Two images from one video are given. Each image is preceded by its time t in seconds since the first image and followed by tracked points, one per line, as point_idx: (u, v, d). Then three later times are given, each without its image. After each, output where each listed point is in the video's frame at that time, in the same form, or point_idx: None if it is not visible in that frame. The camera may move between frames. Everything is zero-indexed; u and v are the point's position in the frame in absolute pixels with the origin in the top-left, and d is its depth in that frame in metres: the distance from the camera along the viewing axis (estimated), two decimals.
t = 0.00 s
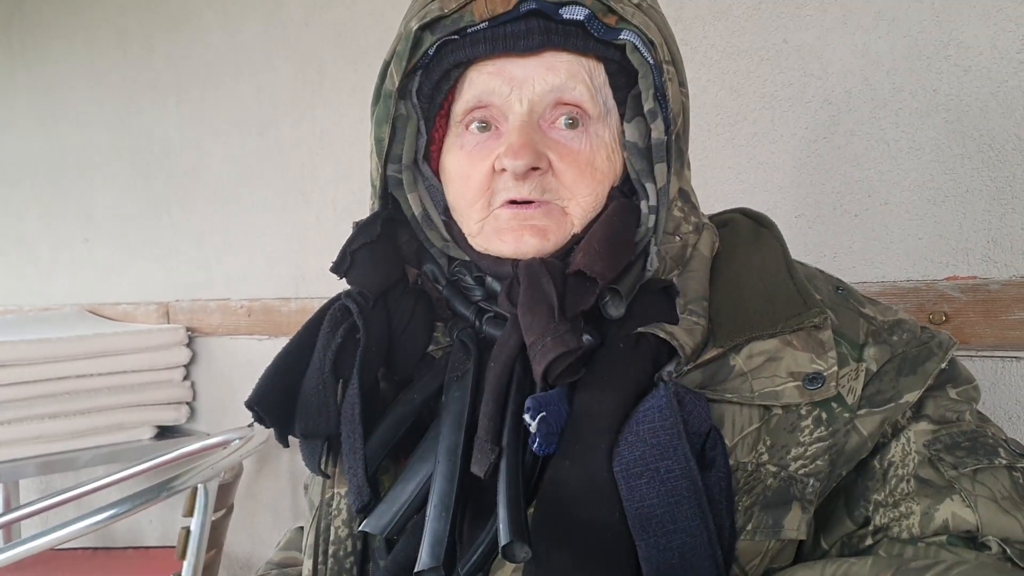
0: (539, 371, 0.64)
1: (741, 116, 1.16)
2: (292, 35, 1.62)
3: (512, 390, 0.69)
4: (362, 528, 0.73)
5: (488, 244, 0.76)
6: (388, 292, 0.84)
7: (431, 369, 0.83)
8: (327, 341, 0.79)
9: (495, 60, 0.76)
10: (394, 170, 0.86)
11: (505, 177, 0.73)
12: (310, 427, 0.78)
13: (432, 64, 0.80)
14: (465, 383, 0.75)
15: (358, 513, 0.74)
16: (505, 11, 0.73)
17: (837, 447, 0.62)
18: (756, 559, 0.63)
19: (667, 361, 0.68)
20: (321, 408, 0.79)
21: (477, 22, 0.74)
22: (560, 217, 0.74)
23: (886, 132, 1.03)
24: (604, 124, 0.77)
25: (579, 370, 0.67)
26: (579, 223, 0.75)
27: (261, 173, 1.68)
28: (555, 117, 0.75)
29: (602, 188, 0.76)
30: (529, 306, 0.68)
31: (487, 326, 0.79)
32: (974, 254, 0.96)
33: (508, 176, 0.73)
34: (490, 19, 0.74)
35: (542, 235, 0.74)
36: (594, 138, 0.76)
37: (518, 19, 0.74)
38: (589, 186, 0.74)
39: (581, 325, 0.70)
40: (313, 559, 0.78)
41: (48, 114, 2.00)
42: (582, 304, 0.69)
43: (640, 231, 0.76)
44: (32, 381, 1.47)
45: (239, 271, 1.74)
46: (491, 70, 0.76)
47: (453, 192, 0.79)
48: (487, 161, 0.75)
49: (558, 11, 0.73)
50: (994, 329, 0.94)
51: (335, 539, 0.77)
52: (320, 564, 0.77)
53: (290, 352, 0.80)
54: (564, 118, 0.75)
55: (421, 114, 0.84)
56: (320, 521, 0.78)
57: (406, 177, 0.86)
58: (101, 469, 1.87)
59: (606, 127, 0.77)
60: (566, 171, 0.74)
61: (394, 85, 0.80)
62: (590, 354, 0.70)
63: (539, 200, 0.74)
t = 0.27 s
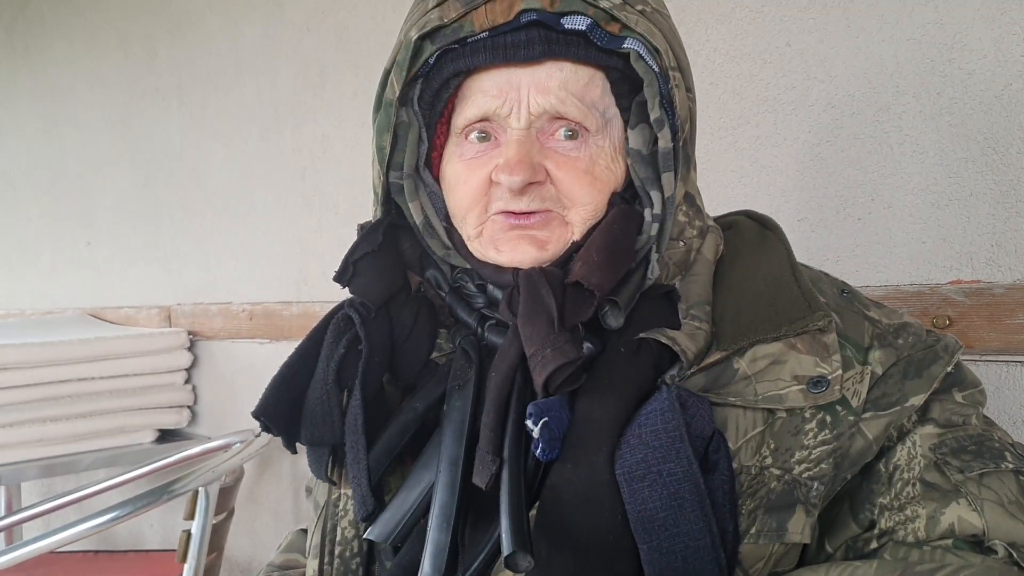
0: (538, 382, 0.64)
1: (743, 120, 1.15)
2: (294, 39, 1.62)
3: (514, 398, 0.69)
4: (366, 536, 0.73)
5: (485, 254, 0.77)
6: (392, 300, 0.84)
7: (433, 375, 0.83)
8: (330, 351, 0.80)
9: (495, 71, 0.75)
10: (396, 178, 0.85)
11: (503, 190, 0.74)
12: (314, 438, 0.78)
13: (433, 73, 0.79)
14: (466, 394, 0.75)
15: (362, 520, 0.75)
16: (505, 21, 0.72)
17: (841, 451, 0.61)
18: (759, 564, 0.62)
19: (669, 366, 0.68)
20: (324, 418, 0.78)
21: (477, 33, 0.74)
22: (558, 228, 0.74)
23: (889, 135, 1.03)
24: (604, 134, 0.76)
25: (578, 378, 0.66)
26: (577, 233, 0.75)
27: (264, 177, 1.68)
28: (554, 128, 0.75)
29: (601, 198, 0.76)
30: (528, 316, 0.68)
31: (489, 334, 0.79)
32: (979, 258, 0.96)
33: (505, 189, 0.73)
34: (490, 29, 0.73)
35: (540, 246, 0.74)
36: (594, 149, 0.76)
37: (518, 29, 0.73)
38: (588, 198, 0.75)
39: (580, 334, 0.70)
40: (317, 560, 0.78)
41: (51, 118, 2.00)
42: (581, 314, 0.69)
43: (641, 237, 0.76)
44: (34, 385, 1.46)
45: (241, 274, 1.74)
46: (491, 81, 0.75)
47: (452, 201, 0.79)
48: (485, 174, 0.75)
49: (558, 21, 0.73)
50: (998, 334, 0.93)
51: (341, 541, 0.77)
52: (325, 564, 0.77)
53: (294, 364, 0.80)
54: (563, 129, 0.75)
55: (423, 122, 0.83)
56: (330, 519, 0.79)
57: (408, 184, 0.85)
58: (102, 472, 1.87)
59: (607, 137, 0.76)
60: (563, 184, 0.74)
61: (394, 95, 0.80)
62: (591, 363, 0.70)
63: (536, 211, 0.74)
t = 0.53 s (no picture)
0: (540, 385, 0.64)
1: (747, 121, 1.15)
2: (297, 40, 1.62)
3: (516, 400, 0.69)
4: (365, 537, 0.72)
5: (488, 255, 0.76)
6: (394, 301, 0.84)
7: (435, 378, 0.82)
8: (334, 349, 0.79)
9: (501, 69, 0.75)
10: (401, 178, 0.85)
11: (506, 189, 0.73)
12: (315, 434, 0.78)
13: (439, 72, 0.79)
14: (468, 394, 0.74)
15: (362, 521, 0.74)
16: (511, 19, 0.72)
17: (847, 456, 0.61)
18: (764, 569, 0.62)
19: (673, 370, 0.68)
20: (326, 416, 0.78)
21: (483, 31, 0.74)
22: (561, 229, 0.74)
23: (895, 137, 1.03)
24: (609, 134, 0.76)
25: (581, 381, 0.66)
26: (580, 235, 0.75)
27: (266, 179, 1.68)
28: (559, 128, 0.75)
29: (605, 200, 0.75)
30: (530, 318, 0.68)
31: (492, 336, 0.79)
32: (985, 261, 0.96)
33: (509, 188, 0.73)
34: (497, 27, 0.73)
35: (544, 247, 0.74)
36: (599, 150, 0.75)
37: (524, 27, 0.73)
38: (592, 198, 0.74)
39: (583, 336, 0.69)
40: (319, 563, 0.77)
41: (53, 120, 2.00)
42: (583, 317, 0.68)
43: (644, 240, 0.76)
44: (35, 386, 1.46)
45: (243, 276, 1.74)
46: (496, 79, 0.75)
47: (455, 202, 0.79)
48: (489, 174, 0.75)
49: (565, 19, 0.72)
50: (1005, 336, 0.93)
51: (342, 544, 0.77)
52: (327, 568, 0.77)
53: (298, 358, 0.80)
54: (568, 129, 0.75)
55: (429, 122, 0.83)
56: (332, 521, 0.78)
57: (413, 184, 0.85)
58: (103, 474, 1.87)
59: (611, 137, 0.76)
60: (568, 183, 0.74)
61: (400, 94, 0.80)
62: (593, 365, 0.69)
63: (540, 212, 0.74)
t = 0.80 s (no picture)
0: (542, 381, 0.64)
1: (748, 122, 1.15)
2: (298, 40, 1.62)
3: (517, 399, 0.69)
4: (365, 533, 0.72)
5: (491, 253, 0.76)
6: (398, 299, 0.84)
7: (437, 375, 0.82)
8: (336, 346, 0.79)
9: (506, 68, 0.75)
10: (405, 176, 0.85)
11: (510, 187, 0.73)
12: (316, 431, 0.78)
13: (443, 71, 0.79)
14: (469, 393, 0.74)
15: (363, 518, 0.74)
16: (516, 18, 0.73)
17: (850, 455, 0.61)
18: (766, 569, 0.62)
19: (676, 369, 0.68)
20: (327, 413, 0.78)
21: (488, 29, 0.74)
22: (565, 227, 0.74)
23: (895, 138, 1.03)
24: (613, 133, 0.76)
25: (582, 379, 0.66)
26: (584, 234, 0.75)
27: (266, 179, 1.68)
28: (563, 127, 0.75)
29: (609, 198, 0.75)
30: (532, 315, 0.68)
31: (494, 334, 0.78)
32: (986, 261, 0.96)
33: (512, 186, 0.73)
34: (503, 25, 0.73)
35: (547, 245, 0.73)
36: (603, 148, 0.75)
37: (529, 26, 0.73)
38: (596, 197, 0.74)
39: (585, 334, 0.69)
40: (321, 564, 0.77)
41: (53, 121, 2.00)
42: (586, 315, 0.68)
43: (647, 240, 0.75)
44: (33, 387, 1.46)
45: (243, 277, 1.74)
46: (501, 77, 0.75)
47: (459, 200, 0.79)
48: (493, 172, 0.75)
49: (570, 19, 0.72)
50: (1006, 337, 0.93)
51: (344, 544, 0.77)
52: (328, 568, 0.77)
53: (301, 356, 0.81)
54: (573, 127, 0.75)
55: (433, 120, 0.83)
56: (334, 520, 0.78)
57: (418, 182, 0.85)
58: (103, 475, 1.87)
59: (616, 136, 0.76)
60: (572, 181, 0.74)
61: (404, 92, 0.80)
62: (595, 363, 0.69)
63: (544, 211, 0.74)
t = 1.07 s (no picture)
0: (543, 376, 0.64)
1: (749, 119, 1.15)
2: (298, 37, 1.62)
3: (517, 394, 0.69)
4: (365, 528, 0.72)
5: (492, 248, 0.76)
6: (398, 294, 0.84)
7: (438, 371, 0.83)
8: (336, 341, 0.79)
9: (507, 62, 0.75)
10: (406, 172, 0.85)
11: (511, 181, 0.73)
12: (317, 426, 0.78)
13: (445, 65, 0.79)
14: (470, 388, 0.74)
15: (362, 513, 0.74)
16: (518, 12, 0.72)
17: (850, 451, 0.61)
18: (767, 564, 0.62)
19: (677, 364, 0.68)
20: (328, 407, 0.78)
21: (490, 24, 0.74)
22: (566, 222, 0.74)
23: (896, 134, 1.03)
24: (614, 129, 0.76)
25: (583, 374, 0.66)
26: (585, 229, 0.74)
27: (267, 176, 1.68)
28: (565, 122, 0.75)
29: (610, 193, 0.75)
30: (533, 310, 0.68)
31: (494, 329, 0.78)
32: (987, 257, 0.96)
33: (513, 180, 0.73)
34: (504, 20, 0.73)
35: (549, 239, 0.73)
36: (605, 144, 0.75)
37: (531, 21, 0.73)
38: (597, 192, 0.74)
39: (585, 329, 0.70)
40: (321, 560, 0.77)
41: (53, 117, 2.00)
42: (586, 309, 0.69)
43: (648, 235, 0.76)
44: (33, 384, 1.46)
45: (243, 274, 1.74)
46: (503, 72, 0.75)
47: (460, 196, 0.79)
48: (494, 167, 0.75)
49: (572, 13, 0.73)
50: (1007, 333, 0.93)
51: (344, 540, 0.76)
52: (329, 564, 0.77)
53: (301, 351, 0.81)
54: (574, 122, 0.74)
55: (434, 115, 0.83)
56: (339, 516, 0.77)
57: (419, 177, 0.85)
58: (103, 472, 1.87)
59: (617, 131, 0.76)
60: (573, 176, 0.73)
61: (406, 87, 0.80)
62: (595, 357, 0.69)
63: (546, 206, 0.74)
